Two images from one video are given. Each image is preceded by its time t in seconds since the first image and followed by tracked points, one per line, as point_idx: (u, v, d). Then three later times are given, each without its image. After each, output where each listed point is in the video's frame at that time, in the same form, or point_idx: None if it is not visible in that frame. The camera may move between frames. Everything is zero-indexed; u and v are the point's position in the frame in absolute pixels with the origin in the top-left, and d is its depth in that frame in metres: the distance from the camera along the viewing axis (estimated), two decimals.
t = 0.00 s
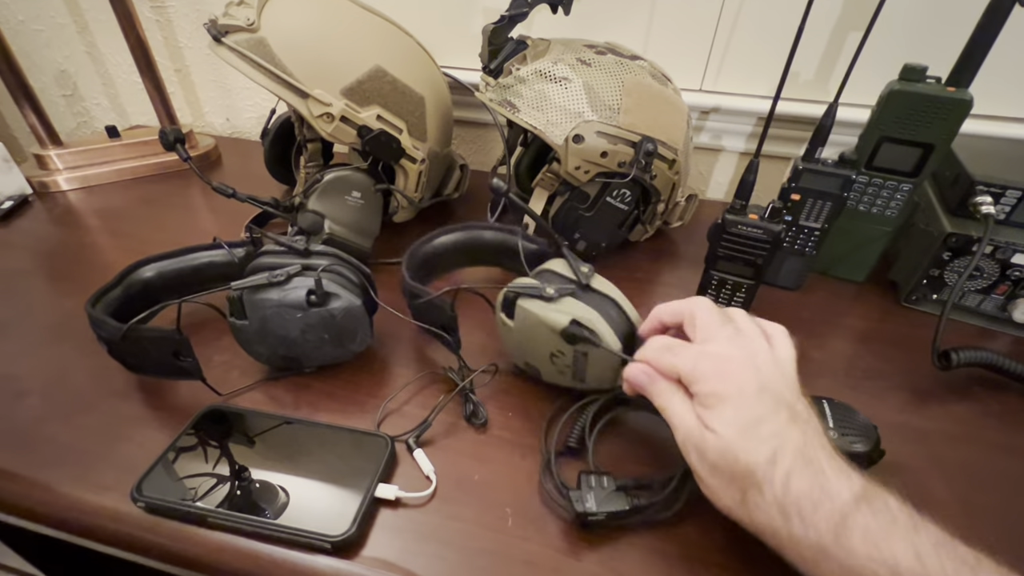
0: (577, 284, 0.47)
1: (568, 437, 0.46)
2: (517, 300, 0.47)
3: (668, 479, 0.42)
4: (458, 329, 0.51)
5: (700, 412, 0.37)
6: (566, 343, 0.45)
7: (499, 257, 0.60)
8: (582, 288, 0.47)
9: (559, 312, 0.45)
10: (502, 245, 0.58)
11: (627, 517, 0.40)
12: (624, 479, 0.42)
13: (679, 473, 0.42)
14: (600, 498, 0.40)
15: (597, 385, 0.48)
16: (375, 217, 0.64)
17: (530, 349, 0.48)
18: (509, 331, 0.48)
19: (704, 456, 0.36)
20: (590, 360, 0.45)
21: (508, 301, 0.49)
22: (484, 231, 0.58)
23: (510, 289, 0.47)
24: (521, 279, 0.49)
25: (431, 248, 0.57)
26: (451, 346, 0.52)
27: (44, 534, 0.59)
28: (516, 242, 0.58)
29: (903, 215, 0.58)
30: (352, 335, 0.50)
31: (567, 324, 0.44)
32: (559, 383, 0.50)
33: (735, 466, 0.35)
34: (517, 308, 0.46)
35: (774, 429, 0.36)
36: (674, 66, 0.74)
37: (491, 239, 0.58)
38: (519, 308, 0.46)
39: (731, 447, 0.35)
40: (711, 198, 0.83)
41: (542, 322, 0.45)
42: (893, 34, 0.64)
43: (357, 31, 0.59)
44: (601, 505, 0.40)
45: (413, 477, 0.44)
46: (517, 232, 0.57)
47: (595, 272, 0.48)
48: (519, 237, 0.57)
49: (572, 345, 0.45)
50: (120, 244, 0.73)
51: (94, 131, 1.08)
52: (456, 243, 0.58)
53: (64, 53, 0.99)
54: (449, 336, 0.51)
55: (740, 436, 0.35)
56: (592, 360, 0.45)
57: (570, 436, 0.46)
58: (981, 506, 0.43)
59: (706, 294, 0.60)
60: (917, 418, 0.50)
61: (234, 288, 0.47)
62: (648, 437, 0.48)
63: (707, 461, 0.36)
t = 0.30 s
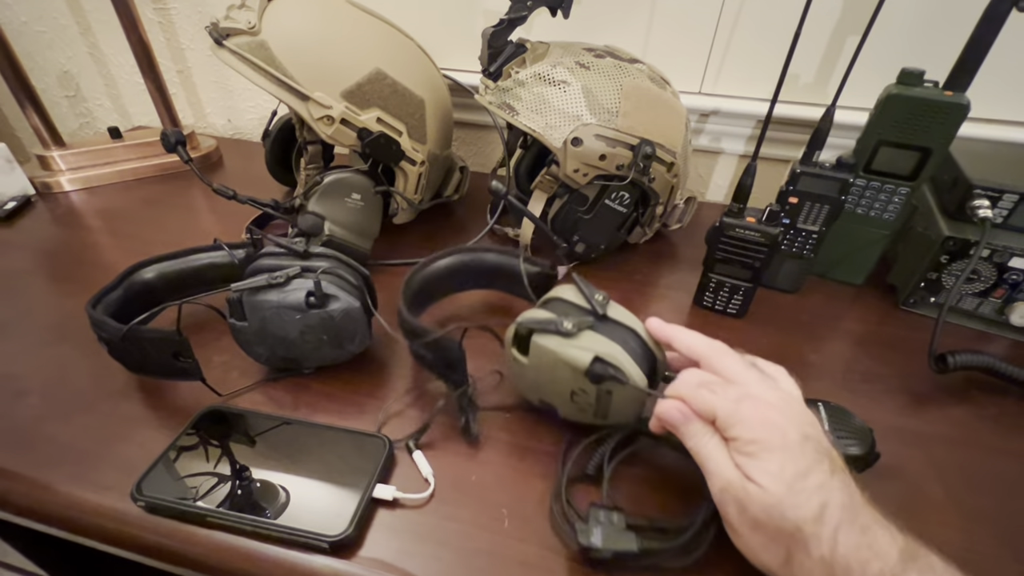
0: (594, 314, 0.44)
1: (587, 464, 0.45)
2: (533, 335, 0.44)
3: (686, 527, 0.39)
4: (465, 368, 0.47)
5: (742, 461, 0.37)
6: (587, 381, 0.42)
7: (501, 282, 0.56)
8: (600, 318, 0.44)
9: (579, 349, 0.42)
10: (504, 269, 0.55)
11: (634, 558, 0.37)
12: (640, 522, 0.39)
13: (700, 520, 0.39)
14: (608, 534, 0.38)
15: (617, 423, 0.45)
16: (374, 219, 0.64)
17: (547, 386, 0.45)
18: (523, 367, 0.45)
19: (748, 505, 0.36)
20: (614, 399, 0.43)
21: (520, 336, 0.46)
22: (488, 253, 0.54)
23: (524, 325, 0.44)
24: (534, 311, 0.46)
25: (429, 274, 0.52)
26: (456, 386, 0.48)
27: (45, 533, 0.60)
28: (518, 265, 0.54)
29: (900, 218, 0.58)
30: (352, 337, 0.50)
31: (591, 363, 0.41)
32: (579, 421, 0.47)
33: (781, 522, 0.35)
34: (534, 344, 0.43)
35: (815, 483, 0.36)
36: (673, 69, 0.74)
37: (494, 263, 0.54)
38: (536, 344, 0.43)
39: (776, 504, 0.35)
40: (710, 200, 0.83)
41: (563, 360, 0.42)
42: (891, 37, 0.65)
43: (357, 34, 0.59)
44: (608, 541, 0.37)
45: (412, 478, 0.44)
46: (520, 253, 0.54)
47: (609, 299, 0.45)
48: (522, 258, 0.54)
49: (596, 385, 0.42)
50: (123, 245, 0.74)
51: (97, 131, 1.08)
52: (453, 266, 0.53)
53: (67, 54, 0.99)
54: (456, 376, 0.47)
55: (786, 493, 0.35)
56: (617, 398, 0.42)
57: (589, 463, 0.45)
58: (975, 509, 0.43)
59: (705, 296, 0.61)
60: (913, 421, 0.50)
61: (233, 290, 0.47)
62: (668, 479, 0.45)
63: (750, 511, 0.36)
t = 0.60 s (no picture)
0: (584, 329, 0.45)
1: (594, 485, 0.44)
2: (523, 360, 0.43)
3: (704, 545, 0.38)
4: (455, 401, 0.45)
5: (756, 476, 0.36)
6: (588, 402, 0.42)
7: (476, 299, 0.56)
8: (593, 333, 0.44)
9: (574, 368, 0.42)
10: (478, 286, 0.55)
11: None
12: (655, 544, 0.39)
13: (718, 537, 0.39)
14: (622, 564, 0.37)
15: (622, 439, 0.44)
16: (375, 220, 0.64)
17: (543, 410, 0.44)
18: (515, 392, 0.44)
19: (766, 523, 0.35)
20: (616, 416, 0.42)
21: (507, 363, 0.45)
22: (461, 270, 0.54)
23: (513, 350, 0.43)
24: (522, 334, 0.45)
25: (403, 296, 0.52)
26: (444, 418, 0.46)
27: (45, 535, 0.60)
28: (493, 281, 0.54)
29: (907, 219, 0.57)
30: (353, 340, 0.50)
31: (591, 381, 0.41)
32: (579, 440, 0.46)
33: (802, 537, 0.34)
34: (526, 368, 0.43)
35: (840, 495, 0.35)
36: (677, 69, 0.74)
37: (468, 280, 0.55)
38: (529, 368, 0.42)
39: (795, 517, 0.35)
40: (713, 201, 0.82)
41: (561, 381, 0.42)
42: (898, 37, 0.64)
43: (357, 33, 0.59)
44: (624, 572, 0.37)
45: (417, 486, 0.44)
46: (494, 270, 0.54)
47: (596, 311, 0.46)
48: (496, 275, 0.54)
49: (599, 405, 0.41)
50: (124, 245, 0.74)
51: (100, 131, 1.08)
52: (428, 285, 0.53)
53: (70, 54, 0.99)
54: (444, 408, 0.45)
55: (804, 503, 0.35)
56: (619, 416, 0.42)
57: (596, 484, 0.43)
58: (983, 516, 0.43)
59: (708, 298, 0.60)
60: (920, 425, 0.49)
61: (233, 292, 0.47)
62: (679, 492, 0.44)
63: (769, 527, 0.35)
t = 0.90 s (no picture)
0: (575, 333, 0.44)
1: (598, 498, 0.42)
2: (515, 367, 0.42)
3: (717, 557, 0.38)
4: (445, 416, 0.44)
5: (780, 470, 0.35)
6: (585, 407, 0.41)
7: (461, 307, 0.55)
8: (582, 340, 0.43)
9: (567, 376, 0.41)
10: (463, 295, 0.54)
11: None
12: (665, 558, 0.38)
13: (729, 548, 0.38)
14: None
15: (618, 444, 0.43)
16: (383, 222, 0.63)
17: (538, 417, 0.43)
18: (508, 402, 0.44)
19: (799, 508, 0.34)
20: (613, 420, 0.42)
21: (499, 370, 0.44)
22: (445, 279, 0.53)
23: (504, 358, 0.42)
24: (512, 342, 0.44)
25: (384, 307, 0.51)
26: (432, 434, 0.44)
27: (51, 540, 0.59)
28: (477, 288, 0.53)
29: (927, 222, 0.56)
30: (331, 355, 0.48)
31: (587, 386, 0.40)
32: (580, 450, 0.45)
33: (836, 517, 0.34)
34: (519, 376, 0.42)
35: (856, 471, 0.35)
36: (691, 69, 0.72)
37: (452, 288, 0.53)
38: (522, 376, 0.42)
39: (825, 493, 0.34)
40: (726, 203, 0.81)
41: (554, 388, 0.41)
42: (921, 35, 0.62)
43: (366, 33, 0.58)
44: None
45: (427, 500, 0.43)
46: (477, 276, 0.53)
47: (587, 314, 0.45)
48: (480, 282, 0.53)
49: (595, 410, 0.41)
50: (132, 247, 0.73)
51: (107, 131, 1.08)
52: (413, 294, 0.52)
53: (78, 54, 0.99)
54: (433, 423, 0.43)
55: (830, 479, 0.34)
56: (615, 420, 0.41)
57: (601, 497, 0.42)
58: (1010, 531, 0.41)
59: (723, 303, 0.59)
60: (943, 436, 0.48)
61: (214, 296, 0.47)
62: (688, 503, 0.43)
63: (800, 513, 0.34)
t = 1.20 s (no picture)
0: (596, 340, 0.42)
1: (590, 520, 0.40)
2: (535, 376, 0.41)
3: None
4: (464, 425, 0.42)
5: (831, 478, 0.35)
6: (607, 419, 0.40)
7: (476, 311, 0.54)
8: (603, 347, 0.42)
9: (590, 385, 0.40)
10: (479, 298, 0.52)
11: None
12: None
13: None
14: None
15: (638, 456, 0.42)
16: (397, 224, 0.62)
17: (558, 428, 0.41)
18: (526, 411, 0.42)
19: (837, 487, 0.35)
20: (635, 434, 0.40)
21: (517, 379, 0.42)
22: (462, 281, 0.52)
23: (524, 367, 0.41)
24: (530, 348, 0.43)
25: (398, 311, 0.49)
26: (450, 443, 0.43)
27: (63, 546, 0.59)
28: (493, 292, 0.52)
29: (959, 226, 0.54)
30: (342, 364, 0.47)
31: (609, 400, 0.39)
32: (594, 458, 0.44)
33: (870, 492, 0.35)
34: (540, 386, 0.40)
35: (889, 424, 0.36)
36: (710, 66, 0.70)
37: (469, 292, 0.52)
38: (543, 386, 0.40)
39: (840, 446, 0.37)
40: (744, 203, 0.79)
41: (577, 399, 0.39)
42: (953, 31, 0.60)
43: (379, 32, 0.57)
44: None
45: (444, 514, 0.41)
46: (494, 279, 0.52)
47: (606, 321, 0.44)
48: (497, 286, 0.51)
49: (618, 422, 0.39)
50: (143, 249, 0.72)
51: (118, 131, 1.08)
52: (427, 297, 0.51)
53: (89, 53, 0.98)
54: (451, 433, 0.42)
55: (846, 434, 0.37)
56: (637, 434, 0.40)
57: (593, 519, 0.40)
58: None
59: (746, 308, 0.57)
60: (976, 447, 0.46)
61: (223, 302, 0.45)
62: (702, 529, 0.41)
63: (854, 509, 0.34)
